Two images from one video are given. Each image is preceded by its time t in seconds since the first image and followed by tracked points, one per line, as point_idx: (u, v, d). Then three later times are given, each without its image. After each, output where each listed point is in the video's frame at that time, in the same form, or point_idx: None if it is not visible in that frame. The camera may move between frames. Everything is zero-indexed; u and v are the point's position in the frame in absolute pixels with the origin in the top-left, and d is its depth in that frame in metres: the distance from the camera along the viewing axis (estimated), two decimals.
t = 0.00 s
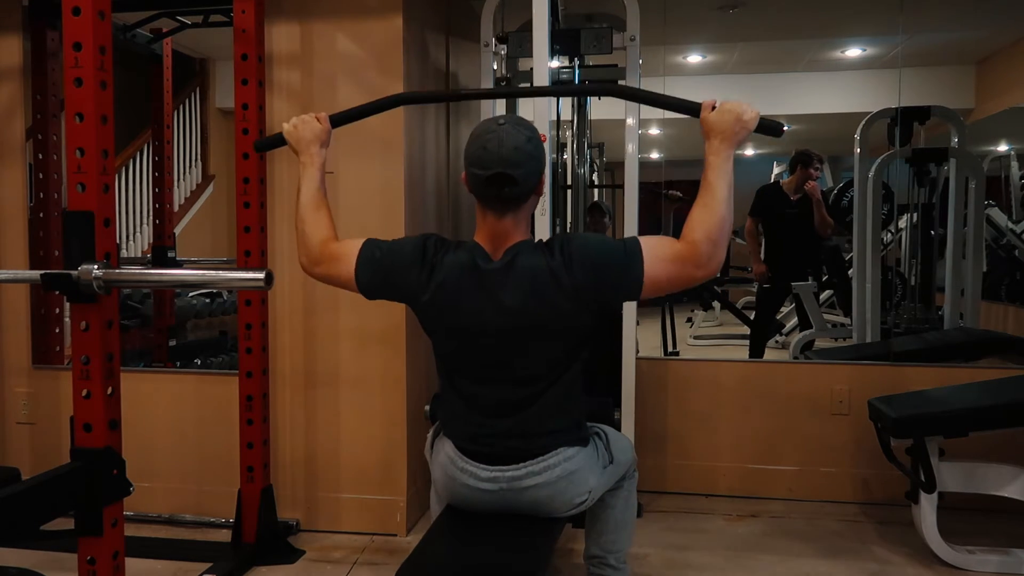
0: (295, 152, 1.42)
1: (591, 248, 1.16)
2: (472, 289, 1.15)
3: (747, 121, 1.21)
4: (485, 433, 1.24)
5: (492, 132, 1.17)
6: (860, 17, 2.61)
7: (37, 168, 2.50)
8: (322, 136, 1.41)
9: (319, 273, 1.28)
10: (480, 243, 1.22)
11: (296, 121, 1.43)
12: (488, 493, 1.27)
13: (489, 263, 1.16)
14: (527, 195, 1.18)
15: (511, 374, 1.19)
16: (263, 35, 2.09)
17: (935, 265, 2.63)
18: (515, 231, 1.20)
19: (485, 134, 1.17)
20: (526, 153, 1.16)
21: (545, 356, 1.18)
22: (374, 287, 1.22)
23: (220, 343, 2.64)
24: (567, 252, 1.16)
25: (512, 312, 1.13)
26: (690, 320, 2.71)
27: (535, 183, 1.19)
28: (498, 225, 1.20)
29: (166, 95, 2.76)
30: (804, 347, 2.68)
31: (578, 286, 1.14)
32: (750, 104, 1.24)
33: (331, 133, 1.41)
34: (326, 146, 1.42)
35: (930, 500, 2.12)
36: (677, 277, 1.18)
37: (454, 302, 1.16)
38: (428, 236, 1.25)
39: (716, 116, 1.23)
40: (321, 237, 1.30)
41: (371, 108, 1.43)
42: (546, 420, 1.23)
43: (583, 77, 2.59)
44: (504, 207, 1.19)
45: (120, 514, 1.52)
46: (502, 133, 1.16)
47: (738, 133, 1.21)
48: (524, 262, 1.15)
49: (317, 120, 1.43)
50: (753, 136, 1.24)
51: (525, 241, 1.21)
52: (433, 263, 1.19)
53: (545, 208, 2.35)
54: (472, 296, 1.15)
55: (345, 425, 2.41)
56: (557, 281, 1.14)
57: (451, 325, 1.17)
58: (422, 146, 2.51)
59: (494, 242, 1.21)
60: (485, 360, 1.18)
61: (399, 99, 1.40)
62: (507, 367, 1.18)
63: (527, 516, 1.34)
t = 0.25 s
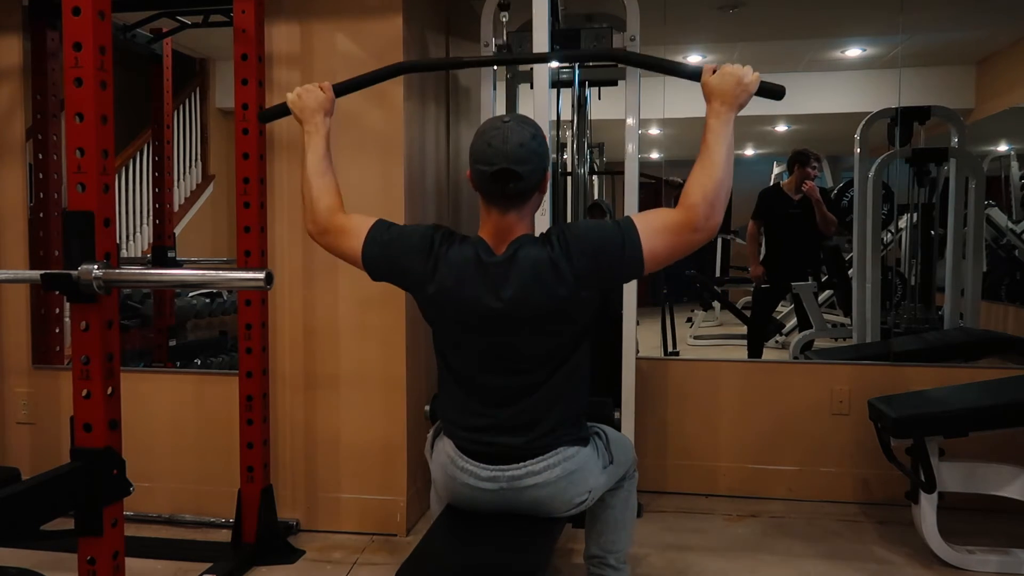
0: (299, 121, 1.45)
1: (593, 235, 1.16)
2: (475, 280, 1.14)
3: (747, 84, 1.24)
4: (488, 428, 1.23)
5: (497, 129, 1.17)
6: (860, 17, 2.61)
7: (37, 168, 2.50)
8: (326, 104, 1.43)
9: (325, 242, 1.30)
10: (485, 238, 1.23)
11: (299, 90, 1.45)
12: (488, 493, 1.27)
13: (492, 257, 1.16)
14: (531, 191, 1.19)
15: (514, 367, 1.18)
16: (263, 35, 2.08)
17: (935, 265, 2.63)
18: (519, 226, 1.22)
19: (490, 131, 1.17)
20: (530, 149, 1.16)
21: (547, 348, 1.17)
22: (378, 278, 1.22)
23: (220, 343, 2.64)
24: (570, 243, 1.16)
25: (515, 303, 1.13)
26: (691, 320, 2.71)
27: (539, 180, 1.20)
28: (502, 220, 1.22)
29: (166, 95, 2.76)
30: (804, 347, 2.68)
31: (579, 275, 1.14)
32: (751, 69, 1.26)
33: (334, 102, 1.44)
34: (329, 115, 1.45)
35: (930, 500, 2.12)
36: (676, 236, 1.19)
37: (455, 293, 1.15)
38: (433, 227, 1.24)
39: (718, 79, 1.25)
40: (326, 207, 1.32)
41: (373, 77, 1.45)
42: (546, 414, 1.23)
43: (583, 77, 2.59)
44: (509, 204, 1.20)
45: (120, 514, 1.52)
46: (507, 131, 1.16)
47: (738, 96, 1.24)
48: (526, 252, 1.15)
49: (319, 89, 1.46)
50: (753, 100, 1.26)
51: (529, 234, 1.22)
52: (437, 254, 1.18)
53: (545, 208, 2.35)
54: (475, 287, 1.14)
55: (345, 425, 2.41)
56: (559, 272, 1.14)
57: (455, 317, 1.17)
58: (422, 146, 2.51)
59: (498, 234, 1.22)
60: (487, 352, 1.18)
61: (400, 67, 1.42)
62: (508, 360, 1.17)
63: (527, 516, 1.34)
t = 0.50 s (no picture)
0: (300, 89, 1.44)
1: (597, 232, 1.16)
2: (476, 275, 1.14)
3: (746, 52, 1.23)
4: (485, 424, 1.24)
5: (502, 127, 1.18)
6: (860, 17, 2.61)
7: (37, 168, 2.50)
8: (326, 70, 1.43)
9: (334, 212, 1.32)
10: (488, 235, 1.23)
11: (299, 58, 1.45)
12: (488, 493, 1.27)
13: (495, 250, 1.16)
14: (535, 189, 1.19)
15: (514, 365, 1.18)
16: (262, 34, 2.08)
17: (935, 265, 2.63)
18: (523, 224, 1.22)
19: (495, 130, 1.18)
20: (534, 148, 1.17)
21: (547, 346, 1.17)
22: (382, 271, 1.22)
23: (220, 343, 2.64)
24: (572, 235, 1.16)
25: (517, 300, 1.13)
26: (691, 320, 2.71)
27: (543, 178, 1.20)
28: (506, 218, 1.22)
29: (166, 95, 2.76)
30: (804, 347, 2.68)
31: (582, 268, 1.15)
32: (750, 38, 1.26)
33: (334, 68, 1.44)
34: (330, 82, 1.45)
35: (929, 500, 2.12)
36: (670, 201, 1.19)
37: (457, 289, 1.15)
38: (439, 218, 1.23)
39: (717, 46, 1.25)
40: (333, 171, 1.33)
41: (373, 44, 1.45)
42: (545, 413, 1.23)
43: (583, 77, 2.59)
44: (513, 202, 1.20)
45: (120, 514, 1.52)
46: (511, 130, 1.17)
47: (738, 64, 1.24)
48: (529, 248, 1.14)
49: (320, 56, 1.46)
50: (752, 69, 1.26)
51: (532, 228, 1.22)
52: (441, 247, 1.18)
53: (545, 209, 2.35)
54: (477, 281, 1.14)
55: (345, 425, 2.41)
56: (561, 268, 1.14)
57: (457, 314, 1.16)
58: (422, 146, 2.51)
59: (501, 234, 1.22)
60: (488, 347, 1.17)
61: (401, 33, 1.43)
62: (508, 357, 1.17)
63: (527, 516, 1.34)
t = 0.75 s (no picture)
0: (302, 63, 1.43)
1: (599, 223, 1.16)
2: (476, 265, 1.14)
3: (745, 23, 1.22)
4: (486, 417, 1.23)
5: (502, 126, 1.19)
6: (860, 17, 2.61)
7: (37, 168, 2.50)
8: (329, 44, 1.41)
9: (348, 186, 1.34)
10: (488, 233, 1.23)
11: (301, 31, 1.43)
12: (488, 492, 1.27)
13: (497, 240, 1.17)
14: (536, 186, 1.19)
15: (512, 357, 1.17)
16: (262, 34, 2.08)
17: (934, 265, 2.63)
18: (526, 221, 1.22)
19: (496, 128, 1.19)
20: (534, 145, 1.17)
21: (546, 339, 1.17)
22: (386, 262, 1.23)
23: (221, 343, 2.64)
24: (571, 222, 1.17)
25: (515, 290, 1.13)
26: (691, 320, 2.71)
27: (544, 175, 1.21)
28: (508, 215, 1.21)
29: (166, 95, 2.76)
30: (804, 347, 2.68)
31: (581, 256, 1.15)
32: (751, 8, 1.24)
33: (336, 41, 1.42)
34: (332, 55, 1.43)
35: (929, 500, 2.12)
36: (658, 171, 1.20)
37: (457, 279, 1.15)
38: (444, 207, 1.25)
39: (716, 17, 1.23)
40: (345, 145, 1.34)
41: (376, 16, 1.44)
42: (545, 407, 1.23)
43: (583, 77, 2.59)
44: (515, 199, 1.20)
45: (120, 514, 1.52)
46: (512, 127, 1.18)
47: (737, 34, 1.22)
48: (530, 238, 1.15)
49: (322, 29, 1.44)
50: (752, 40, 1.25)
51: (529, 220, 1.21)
52: (442, 237, 1.19)
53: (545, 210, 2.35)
54: (478, 270, 1.14)
55: (345, 425, 2.41)
56: (562, 257, 1.14)
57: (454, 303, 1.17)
58: (422, 145, 2.51)
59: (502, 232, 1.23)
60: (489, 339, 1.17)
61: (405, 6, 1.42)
62: (508, 349, 1.17)
63: (527, 516, 1.34)
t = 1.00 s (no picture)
0: (306, 43, 1.43)
1: (600, 209, 1.17)
2: (481, 250, 1.15)
3: None
4: (487, 405, 1.23)
5: (503, 126, 1.19)
6: (860, 17, 2.61)
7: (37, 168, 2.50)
8: (332, 22, 1.42)
9: (366, 159, 1.34)
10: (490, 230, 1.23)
11: (304, 11, 1.44)
12: (488, 490, 1.27)
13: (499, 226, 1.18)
14: (537, 184, 1.19)
15: (513, 345, 1.17)
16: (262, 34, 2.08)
17: (934, 265, 2.63)
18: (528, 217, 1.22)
19: (497, 129, 1.19)
20: (536, 144, 1.17)
21: (547, 326, 1.17)
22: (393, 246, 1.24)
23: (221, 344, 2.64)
24: (572, 209, 1.18)
25: (517, 276, 1.14)
26: (691, 320, 2.71)
27: (546, 174, 1.21)
28: (510, 211, 1.21)
29: (166, 95, 2.76)
30: (804, 347, 2.68)
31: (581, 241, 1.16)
32: None
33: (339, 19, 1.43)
34: (336, 34, 1.44)
35: (929, 500, 2.12)
36: (644, 140, 1.22)
37: (465, 266, 1.16)
38: (455, 194, 1.26)
39: None
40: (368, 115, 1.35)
41: None
42: (545, 395, 1.21)
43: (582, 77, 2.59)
44: (517, 197, 1.20)
45: (120, 514, 1.52)
46: (513, 127, 1.18)
47: (736, 7, 1.24)
48: (531, 223, 1.16)
49: (324, 8, 1.45)
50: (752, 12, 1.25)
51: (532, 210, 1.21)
52: (449, 221, 1.21)
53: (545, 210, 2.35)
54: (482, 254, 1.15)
55: (346, 424, 2.41)
56: (563, 242, 1.15)
57: (456, 287, 1.18)
58: (422, 145, 2.51)
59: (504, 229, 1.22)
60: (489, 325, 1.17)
61: None
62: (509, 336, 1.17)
63: (528, 514, 1.34)
